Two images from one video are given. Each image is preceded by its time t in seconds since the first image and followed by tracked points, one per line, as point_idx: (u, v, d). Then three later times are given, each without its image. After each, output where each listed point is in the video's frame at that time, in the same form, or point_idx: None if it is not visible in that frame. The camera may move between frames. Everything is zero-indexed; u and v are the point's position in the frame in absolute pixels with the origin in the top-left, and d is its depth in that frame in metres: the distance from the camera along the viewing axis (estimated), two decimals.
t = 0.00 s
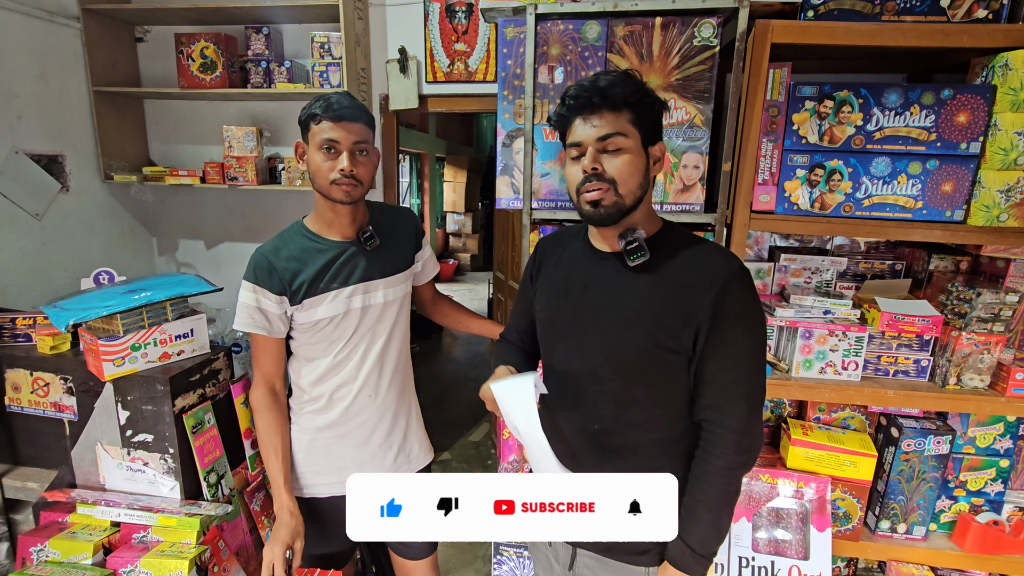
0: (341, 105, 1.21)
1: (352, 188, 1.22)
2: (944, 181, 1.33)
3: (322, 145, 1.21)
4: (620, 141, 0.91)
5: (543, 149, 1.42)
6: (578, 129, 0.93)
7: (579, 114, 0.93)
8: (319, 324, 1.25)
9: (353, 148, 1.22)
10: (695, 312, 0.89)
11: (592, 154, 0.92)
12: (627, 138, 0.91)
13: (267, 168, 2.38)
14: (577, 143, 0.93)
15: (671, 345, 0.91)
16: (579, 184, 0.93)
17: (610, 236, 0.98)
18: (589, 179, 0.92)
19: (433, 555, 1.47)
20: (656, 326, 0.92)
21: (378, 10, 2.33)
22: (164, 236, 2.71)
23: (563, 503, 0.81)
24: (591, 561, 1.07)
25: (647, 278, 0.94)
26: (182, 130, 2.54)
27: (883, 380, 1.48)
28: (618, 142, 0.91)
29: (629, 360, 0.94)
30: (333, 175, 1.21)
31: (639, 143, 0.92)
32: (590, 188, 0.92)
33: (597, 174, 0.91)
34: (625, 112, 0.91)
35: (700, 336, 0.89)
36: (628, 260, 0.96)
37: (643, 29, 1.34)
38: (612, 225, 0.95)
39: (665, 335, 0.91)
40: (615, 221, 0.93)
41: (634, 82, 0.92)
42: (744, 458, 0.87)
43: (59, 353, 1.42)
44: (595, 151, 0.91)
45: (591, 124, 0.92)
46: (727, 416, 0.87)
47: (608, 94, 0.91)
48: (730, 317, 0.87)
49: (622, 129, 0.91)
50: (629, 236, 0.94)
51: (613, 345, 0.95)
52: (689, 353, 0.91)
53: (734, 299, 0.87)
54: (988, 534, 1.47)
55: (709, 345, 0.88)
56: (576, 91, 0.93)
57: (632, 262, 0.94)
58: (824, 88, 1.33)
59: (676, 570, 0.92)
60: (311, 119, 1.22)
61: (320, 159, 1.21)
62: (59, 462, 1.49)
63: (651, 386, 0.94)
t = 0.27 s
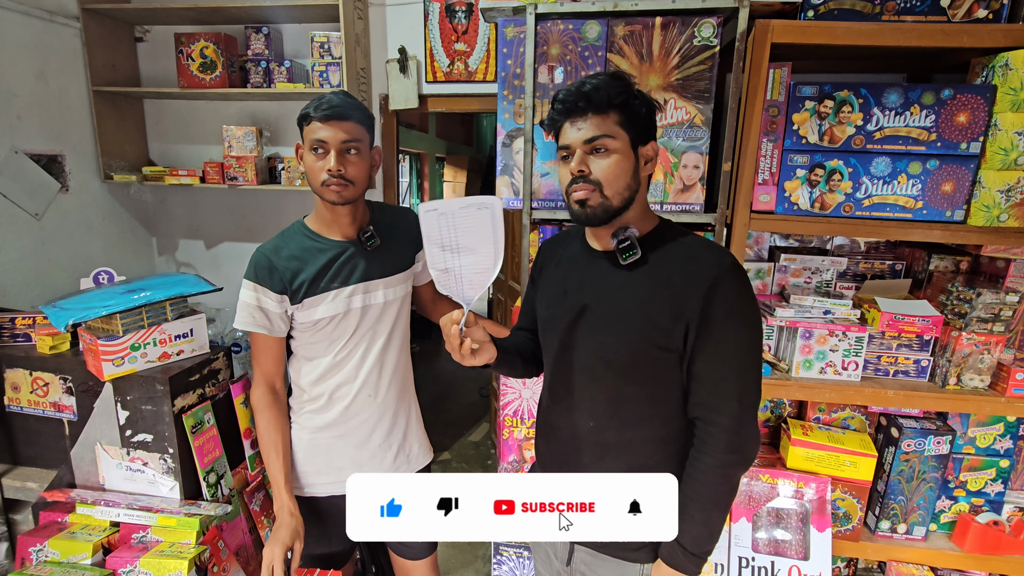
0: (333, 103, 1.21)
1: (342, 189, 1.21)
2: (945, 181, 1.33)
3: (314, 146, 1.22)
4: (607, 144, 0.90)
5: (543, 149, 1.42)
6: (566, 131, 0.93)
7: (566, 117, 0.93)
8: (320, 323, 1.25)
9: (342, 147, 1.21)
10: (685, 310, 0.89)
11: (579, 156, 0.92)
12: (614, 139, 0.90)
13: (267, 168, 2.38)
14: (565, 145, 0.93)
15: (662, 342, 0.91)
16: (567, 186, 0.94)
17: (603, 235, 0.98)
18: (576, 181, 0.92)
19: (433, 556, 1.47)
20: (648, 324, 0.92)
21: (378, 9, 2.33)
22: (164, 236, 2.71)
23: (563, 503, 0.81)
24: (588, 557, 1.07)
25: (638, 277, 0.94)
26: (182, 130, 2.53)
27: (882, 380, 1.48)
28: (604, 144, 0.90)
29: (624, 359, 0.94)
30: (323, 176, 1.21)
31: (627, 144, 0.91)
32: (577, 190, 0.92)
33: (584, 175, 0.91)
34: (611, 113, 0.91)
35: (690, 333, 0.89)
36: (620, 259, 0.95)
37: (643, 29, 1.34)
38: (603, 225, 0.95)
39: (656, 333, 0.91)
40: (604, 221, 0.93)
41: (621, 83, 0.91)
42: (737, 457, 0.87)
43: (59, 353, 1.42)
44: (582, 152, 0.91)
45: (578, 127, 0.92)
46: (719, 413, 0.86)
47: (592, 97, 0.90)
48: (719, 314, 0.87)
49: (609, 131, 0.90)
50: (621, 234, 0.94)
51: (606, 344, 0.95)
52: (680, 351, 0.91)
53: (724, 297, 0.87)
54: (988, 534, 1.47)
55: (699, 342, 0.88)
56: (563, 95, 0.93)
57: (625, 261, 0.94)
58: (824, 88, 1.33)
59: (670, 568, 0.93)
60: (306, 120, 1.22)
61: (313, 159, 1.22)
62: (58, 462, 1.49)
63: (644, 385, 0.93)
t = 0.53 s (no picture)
0: (332, 103, 1.20)
1: (342, 189, 1.21)
2: (945, 181, 1.33)
3: (313, 146, 1.21)
4: (610, 144, 0.90)
5: (544, 149, 1.42)
6: (568, 132, 0.92)
7: (568, 117, 0.92)
8: (319, 323, 1.25)
9: (342, 147, 1.21)
10: (681, 308, 0.89)
11: (583, 157, 0.91)
12: (617, 140, 0.90)
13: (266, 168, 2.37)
14: (568, 145, 0.92)
15: (659, 341, 0.91)
16: (570, 186, 0.93)
17: (601, 235, 0.97)
18: (581, 181, 0.91)
19: (433, 555, 1.47)
20: (644, 323, 0.92)
21: (378, 9, 2.32)
22: (164, 236, 2.71)
23: (562, 503, 0.80)
24: (588, 555, 1.07)
25: (635, 275, 0.94)
26: (181, 129, 2.53)
27: (883, 380, 1.48)
28: (608, 144, 0.90)
29: (623, 358, 0.94)
30: (322, 175, 1.20)
31: (628, 145, 0.92)
32: (581, 190, 0.91)
33: (589, 175, 0.91)
34: (613, 114, 0.90)
35: (687, 331, 0.89)
36: (616, 259, 0.95)
37: (643, 28, 1.34)
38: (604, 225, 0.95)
39: (653, 331, 0.91)
40: (607, 221, 0.93)
41: (621, 84, 0.91)
42: (737, 455, 0.87)
43: (58, 352, 1.42)
44: (586, 153, 0.91)
45: (581, 127, 0.91)
46: (716, 411, 0.86)
47: (595, 98, 0.90)
48: (716, 311, 0.86)
49: (612, 132, 0.90)
50: (618, 234, 0.94)
51: (603, 343, 0.95)
52: (678, 349, 0.90)
53: (720, 293, 0.87)
54: (988, 534, 1.47)
55: (696, 339, 0.88)
56: (565, 95, 0.92)
57: (621, 261, 0.94)
58: (825, 88, 1.33)
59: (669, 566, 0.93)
60: (304, 120, 1.21)
61: (311, 159, 1.22)
62: (58, 462, 1.48)
63: (642, 384, 0.93)
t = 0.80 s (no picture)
0: (337, 103, 1.20)
1: (346, 189, 1.21)
2: (945, 181, 1.33)
3: (316, 145, 1.21)
4: (627, 143, 0.91)
5: (544, 149, 1.42)
6: (585, 126, 0.92)
7: (587, 110, 0.92)
8: (319, 322, 1.24)
9: (345, 147, 1.21)
10: (689, 309, 0.89)
11: (597, 153, 0.91)
12: (633, 140, 0.91)
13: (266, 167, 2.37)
14: (583, 140, 0.92)
15: (665, 342, 0.91)
16: (581, 181, 0.92)
17: (605, 236, 0.97)
18: (592, 177, 0.91)
19: (433, 555, 1.47)
20: (649, 323, 0.92)
21: (378, 8, 2.32)
22: (163, 235, 2.70)
23: (563, 503, 0.80)
24: (591, 558, 1.06)
25: (640, 276, 0.93)
26: (181, 129, 2.53)
27: (883, 380, 1.48)
28: (623, 144, 0.91)
29: (625, 358, 0.94)
30: (327, 176, 1.20)
31: (643, 147, 0.92)
32: (591, 187, 0.91)
33: (601, 173, 0.91)
34: (633, 114, 0.91)
35: (694, 333, 0.89)
36: (621, 259, 0.95)
37: (643, 28, 1.33)
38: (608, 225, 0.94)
39: (657, 332, 0.91)
40: (611, 221, 0.93)
41: (645, 85, 0.92)
42: (738, 454, 0.87)
43: (57, 352, 1.42)
44: (601, 150, 0.91)
45: (599, 123, 0.91)
46: (721, 411, 0.87)
47: (618, 94, 0.90)
48: (722, 313, 0.87)
49: (629, 132, 0.91)
50: (624, 234, 0.94)
51: (606, 344, 0.95)
52: (682, 349, 0.91)
53: (726, 296, 0.88)
54: (988, 535, 1.47)
55: (703, 341, 0.88)
56: (586, 87, 0.92)
57: (626, 261, 0.94)
58: (825, 87, 1.33)
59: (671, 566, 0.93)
60: (307, 118, 1.21)
61: (314, 159, 1.21)
62: (57, 461, 1.48)
63: (644, 384, 0.93)
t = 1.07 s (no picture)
0: (342, 104, 1.20)
1: (350, 189, 1.21)
2: (945, 181, 1.33)
3: (321, 145, 1.21)
4: (637, 149, 0.90)
5: (544, 149, 1.42)
6: (596, 125, 0.91)
7: (600, 110, 0.91)
8: (319, 322, 1.24)
9: (352, 147, 1.21)
10: (695, 311, 0.89)
11: (605, 155, 0.91)
12: (642, 147, 0.90)
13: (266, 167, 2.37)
14: (592, 140, 0.92)
15: (671, 343, 0.91)
16: (585, 182, 0.92)
17: (607, 237, 0.97)
18: (596, 180, 0.91)
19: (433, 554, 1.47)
20: (655, 324, 0.92)
21: (379, 8, 2.32)
22: (163, 235, 2.70)
23: (563, 503, 0.80)
24: (593, 559, 1.07)
25: (646, 278, 0.93)
26: (181, 129, 2.53)
27: (883, 381, 1.48)
28: (632, 150, 0.90)
29: (629, 358, 0.94)
30: (331, 175, 1.20)
31: (651, 155, 0.92)
32: (595, 189, 0.91)
33: (606, 177, 0.90)
34: (645, 120, 0.90)
35: (701, 334, 0.89)
36: (628, 260, 0.95)
37: (643, 28, 1.33)
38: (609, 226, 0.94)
39: (664, 333, 0.91)
40: (612, 225, 0.93)
41: (662, 91, 0.91)
42: (739, 453, 0.87)
43: (57, 352, 1.42)
44: (609, 152, 0.90)
45: (611, 125, 0.90)
46: (726, 411, 0.87)
47: (634, 99, 0.89)
48: (729, 315, 0.87)
49: (640, 138, 0.90)
50: (630, 236, 0.94)
51: (611, 344, 0.95)
52: (689, 351, 0.91)
53: (733, 300, 0.88)
54: (988, 535, 1.47)
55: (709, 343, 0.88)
56: (602, 87, 0.91)
57: (632, 261, 0.94)
58: (825, 87, 1.33)
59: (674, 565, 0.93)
60: (312, 118, 1.21)
61: (318, 158, 1.21)
62: (57, 461, 1.48)
63: (648, 385, 0.93)
